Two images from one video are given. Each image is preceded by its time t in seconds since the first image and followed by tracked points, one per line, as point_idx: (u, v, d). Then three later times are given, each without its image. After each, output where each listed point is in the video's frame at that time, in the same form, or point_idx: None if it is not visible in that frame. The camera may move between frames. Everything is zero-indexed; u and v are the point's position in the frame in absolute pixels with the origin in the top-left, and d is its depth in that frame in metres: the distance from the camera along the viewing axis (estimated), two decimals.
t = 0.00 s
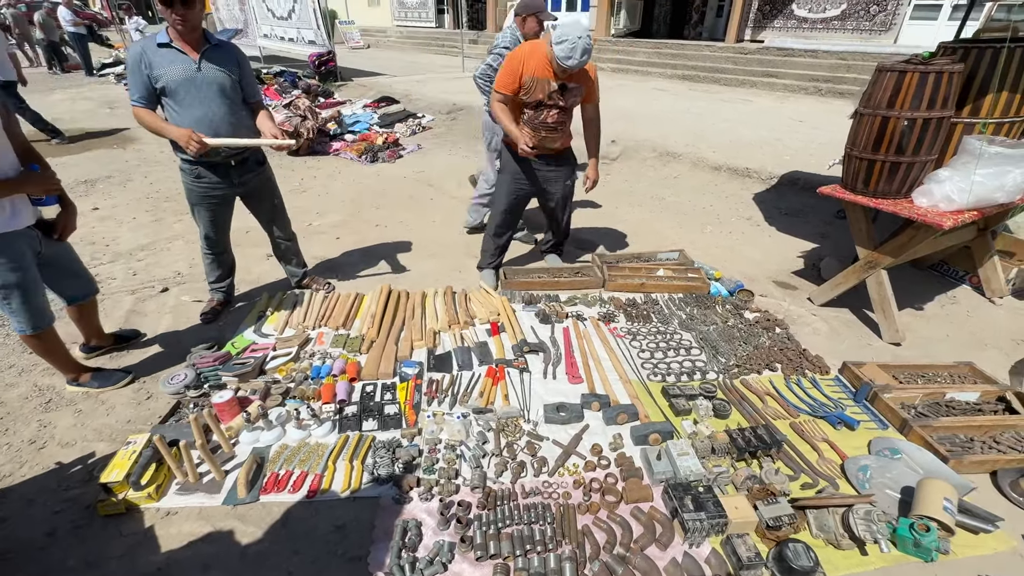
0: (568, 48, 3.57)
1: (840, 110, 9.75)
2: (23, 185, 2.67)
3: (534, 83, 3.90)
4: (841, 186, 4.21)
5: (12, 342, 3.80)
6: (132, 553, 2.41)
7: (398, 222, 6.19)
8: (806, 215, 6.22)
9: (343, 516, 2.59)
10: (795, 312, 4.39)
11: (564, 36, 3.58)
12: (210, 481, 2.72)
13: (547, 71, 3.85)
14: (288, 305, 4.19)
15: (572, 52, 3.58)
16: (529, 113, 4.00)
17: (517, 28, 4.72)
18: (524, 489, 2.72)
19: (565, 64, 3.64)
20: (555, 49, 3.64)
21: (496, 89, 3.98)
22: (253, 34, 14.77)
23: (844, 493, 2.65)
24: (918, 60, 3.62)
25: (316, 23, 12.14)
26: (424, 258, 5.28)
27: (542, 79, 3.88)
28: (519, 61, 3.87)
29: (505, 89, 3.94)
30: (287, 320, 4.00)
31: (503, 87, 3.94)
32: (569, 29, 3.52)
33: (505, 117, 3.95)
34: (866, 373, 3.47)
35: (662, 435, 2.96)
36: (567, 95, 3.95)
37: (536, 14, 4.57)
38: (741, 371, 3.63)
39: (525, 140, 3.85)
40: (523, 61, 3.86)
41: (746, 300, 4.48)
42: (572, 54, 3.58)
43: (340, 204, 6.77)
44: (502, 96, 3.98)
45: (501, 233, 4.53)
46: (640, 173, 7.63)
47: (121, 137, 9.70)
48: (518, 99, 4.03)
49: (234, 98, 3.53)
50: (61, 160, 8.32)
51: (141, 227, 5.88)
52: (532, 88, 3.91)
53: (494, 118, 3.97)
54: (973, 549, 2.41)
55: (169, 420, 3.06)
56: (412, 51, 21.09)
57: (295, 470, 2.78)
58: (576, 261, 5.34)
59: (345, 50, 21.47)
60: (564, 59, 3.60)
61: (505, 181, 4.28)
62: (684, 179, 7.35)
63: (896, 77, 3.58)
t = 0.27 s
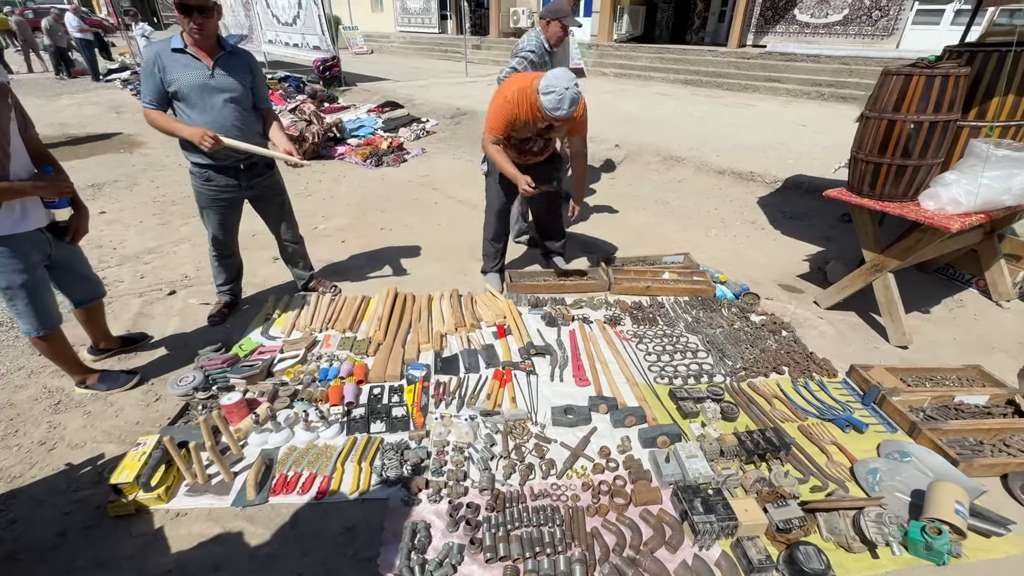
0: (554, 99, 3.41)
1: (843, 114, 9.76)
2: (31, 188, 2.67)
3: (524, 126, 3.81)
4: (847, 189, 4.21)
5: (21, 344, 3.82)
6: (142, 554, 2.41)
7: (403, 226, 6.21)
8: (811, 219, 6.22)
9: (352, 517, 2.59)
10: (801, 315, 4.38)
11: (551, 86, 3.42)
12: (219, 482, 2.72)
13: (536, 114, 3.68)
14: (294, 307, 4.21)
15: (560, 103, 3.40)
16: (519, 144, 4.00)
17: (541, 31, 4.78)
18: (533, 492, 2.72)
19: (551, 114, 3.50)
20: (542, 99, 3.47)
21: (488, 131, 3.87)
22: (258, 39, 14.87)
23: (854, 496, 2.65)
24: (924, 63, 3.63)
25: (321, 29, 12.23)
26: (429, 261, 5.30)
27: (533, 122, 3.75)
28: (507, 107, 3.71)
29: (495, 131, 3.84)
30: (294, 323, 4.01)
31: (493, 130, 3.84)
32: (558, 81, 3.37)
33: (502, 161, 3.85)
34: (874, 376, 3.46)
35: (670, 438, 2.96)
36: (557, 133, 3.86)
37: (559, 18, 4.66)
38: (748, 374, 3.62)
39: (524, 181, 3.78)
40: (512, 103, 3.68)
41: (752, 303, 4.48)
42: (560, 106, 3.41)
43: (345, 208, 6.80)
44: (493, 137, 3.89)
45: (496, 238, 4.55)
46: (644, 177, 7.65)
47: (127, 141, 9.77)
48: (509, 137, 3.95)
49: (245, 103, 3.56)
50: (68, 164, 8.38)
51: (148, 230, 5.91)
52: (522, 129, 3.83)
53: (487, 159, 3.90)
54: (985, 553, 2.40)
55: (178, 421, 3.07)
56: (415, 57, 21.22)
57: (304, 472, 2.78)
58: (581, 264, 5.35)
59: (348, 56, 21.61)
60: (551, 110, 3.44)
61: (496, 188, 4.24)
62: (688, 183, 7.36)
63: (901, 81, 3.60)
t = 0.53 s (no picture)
0: (542, 157, 3.39)
1: (845, 118, 9.80)
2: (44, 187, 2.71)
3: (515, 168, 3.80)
4: (852, 191, 4.23)
5: (31, 345, 3.84)
6: (155, 551, 2.42)
7: (409, 228, 6.24)
8: (815, 221, 6.23)
9: (364, 516, 2.59)
10: (807, 316, 4.40)
11: (540, 143, 3.39)
12: (231, 480, 2.74)
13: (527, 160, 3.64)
14: (302, 308, 4.23)
15: (548, 161, 3.39)
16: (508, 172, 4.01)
17: (569, 36, 5.01)
18: (543, 490, 2.73)
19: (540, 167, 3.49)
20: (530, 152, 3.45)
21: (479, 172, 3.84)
22: (263, 45, 14.96)
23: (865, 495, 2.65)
24: (929, 66, 3.66)
25: (325, 33, 12.28)
26: (435, 263, 5.32)
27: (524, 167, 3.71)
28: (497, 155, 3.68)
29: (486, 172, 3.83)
30: (303, 324, 4.03)
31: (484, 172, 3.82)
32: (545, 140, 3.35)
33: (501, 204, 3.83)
34: (881, 377, 3.46)
35: (680, 437, 2.96)
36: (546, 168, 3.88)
37: (586, 23, 4.85)
38: (755, 374, 3.63)
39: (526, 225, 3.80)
40: (505, 149, 3.63)
41: (757, 305, 4.50)
42: (548, 163, 3.40)
43: (351, 211, 6.83)
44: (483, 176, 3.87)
45: (494, 241, 4.56)
46: (647, 180, 7.68)
47: (133, 146, 9.83)
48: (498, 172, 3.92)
49: (259, 108, 3.61)
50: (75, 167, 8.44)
51: (155, 233, 5.94)
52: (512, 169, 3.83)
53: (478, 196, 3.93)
54: (996, 551, 2.40)
55: (189, 420, 3.09)
56: (418, 62, 21.34)
57: (315, 470, 2.80)
58: (586, 267, 5.37)
59: (351, 61, 21.75)
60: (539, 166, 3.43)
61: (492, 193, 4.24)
62: (692, 186, 7.39)
63: (907, 83, 3.62)
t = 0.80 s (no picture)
0: (541, 177, 3.37)
1: (847, 121, 9.79)
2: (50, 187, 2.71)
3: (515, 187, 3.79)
4: (857, 194, 4.21)
5: (34, 347, 3.83)
6: (157, 556, 2.40)
7: (411, 231, 6.23)
8: (818, 225, 6.21)
9: (367, 520, 2.57)
10: (812, 320, 4.37)
11: (539, 163, 3.37)
12: (234, 484, 2.71)
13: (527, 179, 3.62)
14: (305, 311, 4.21)
15: (547, 181, 3.37)
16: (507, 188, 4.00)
17: (593, 39, 4.94)
18: (548, 495, 2.71)
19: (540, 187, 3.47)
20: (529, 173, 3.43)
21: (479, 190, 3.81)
22: (265, 48, 14.99)
23: (873, 500, 2.62)
24: (934, 68, 3.65)
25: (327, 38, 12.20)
26: (438, 266, 5.31)
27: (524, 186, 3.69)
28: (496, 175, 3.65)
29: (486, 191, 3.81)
30: (305, 326, 4.01)
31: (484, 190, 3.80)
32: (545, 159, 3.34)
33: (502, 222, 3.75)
34: (888, 380, 3.43)
35: (685, 441, 2.94)
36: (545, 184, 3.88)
37: (610, 26, 4.79)
38: (760, 378, 3.61)
39: (529, 242, 3.72)
40: (506, 169, 3.60)
41: (762, 308, 4.47)
42: (547, 182, 3.38)
43: (353, 214, 6.83)
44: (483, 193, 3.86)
45: (495, 245, 4.54)
46: (650, 183, 7.67)
47: (136, 149, 9.84)
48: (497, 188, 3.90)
49: (264, 112, 3.61)
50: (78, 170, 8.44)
51: (158, 235, 5.94)
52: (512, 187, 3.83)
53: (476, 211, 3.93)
54: (1008, 557, 2.37)
55: (191, 423, 3.07)
56: (419, 66, 21.40)
57: (318, 474, 2.77)
58: (589, 270, 5.36)
59: (353, 66, 21.81)
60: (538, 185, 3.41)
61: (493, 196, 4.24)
62: (694, 189, 7.38)
63: (913, 85, 3.61)
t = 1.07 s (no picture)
0: (546, 164, 3.38)
1: (849, 125, 9.79)
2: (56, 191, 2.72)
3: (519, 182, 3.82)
4: (860, 198, 4.20)
5: (37, 351, 3.84)
6: (159, 561, 2.39)
7: (413, 235, 6.23)
8: (822, 228, 6.20)
9: (369, 525, 2.56)
10: (816, 324, 4.35)
11: (542, 150, 3.38)
12: (235, 489, 2.70)
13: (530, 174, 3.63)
14: (307, 315, 4.20)
15: (551, 168, 3.38)
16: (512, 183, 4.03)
17: (615, 43, 4.99)
18: (551, 500, 2.69)
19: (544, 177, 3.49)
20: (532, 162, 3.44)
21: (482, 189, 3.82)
22: (268, 53, 15.07)
23: (879, 507, 2.60)
24: (937, 73, 3.65)
25: (330, 43, 12.27)
26: (440, 271, 5.31)
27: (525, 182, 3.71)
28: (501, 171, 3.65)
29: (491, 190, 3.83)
30: (307, 331, 4.01)
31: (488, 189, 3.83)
32: (547, 146, 3.37)
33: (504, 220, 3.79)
34: (893, 386, 3.41)
35: (689, 446, 2.92)
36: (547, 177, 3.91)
37: (634, 32, 4.87)
38: (764, 383, 3.59)
39: (531, 239, 3.75)
40: (507, 165, 3.59)
41: (765, 312, 4.45)
42: (551, 170, 3.38)
43: (355, 218, 6.84)
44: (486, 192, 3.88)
45: (498, 248, 4.54)
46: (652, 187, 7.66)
47: (140, 153, 9.89)
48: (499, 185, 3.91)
49: (267, 116, 3.62)
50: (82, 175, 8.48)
51: (161, 239, 5.95)
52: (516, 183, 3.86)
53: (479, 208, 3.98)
54: (1016, 565, 2.34)
55: (193, 427, 3.07)
56: (422, 71, 21.50)
57: (319, 479, 2.76)
58: (591, 274, 5.36)
59: (356, 70, 21.90)
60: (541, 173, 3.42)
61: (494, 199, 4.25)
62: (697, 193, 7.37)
63: (916, 89, 3.60)
